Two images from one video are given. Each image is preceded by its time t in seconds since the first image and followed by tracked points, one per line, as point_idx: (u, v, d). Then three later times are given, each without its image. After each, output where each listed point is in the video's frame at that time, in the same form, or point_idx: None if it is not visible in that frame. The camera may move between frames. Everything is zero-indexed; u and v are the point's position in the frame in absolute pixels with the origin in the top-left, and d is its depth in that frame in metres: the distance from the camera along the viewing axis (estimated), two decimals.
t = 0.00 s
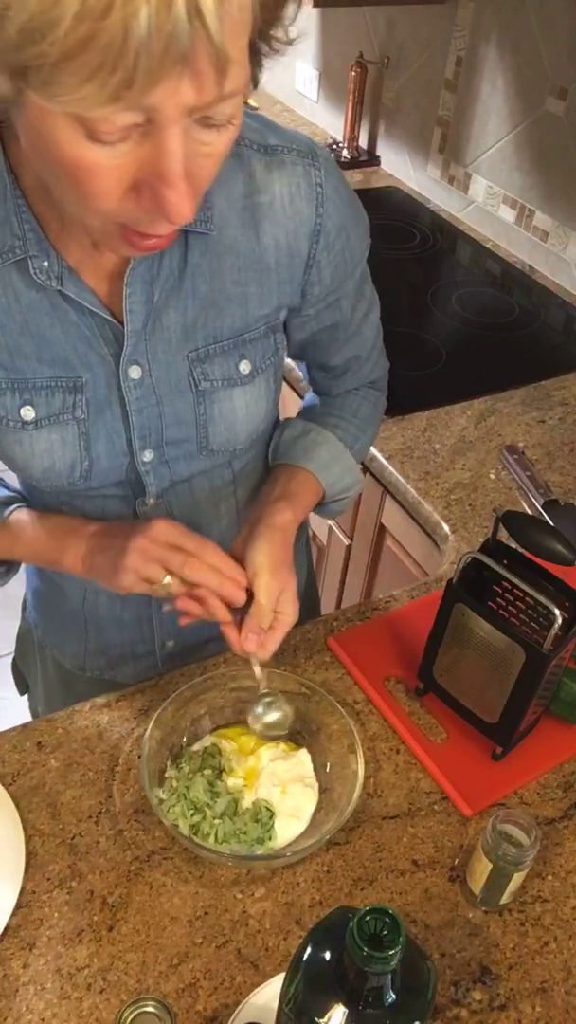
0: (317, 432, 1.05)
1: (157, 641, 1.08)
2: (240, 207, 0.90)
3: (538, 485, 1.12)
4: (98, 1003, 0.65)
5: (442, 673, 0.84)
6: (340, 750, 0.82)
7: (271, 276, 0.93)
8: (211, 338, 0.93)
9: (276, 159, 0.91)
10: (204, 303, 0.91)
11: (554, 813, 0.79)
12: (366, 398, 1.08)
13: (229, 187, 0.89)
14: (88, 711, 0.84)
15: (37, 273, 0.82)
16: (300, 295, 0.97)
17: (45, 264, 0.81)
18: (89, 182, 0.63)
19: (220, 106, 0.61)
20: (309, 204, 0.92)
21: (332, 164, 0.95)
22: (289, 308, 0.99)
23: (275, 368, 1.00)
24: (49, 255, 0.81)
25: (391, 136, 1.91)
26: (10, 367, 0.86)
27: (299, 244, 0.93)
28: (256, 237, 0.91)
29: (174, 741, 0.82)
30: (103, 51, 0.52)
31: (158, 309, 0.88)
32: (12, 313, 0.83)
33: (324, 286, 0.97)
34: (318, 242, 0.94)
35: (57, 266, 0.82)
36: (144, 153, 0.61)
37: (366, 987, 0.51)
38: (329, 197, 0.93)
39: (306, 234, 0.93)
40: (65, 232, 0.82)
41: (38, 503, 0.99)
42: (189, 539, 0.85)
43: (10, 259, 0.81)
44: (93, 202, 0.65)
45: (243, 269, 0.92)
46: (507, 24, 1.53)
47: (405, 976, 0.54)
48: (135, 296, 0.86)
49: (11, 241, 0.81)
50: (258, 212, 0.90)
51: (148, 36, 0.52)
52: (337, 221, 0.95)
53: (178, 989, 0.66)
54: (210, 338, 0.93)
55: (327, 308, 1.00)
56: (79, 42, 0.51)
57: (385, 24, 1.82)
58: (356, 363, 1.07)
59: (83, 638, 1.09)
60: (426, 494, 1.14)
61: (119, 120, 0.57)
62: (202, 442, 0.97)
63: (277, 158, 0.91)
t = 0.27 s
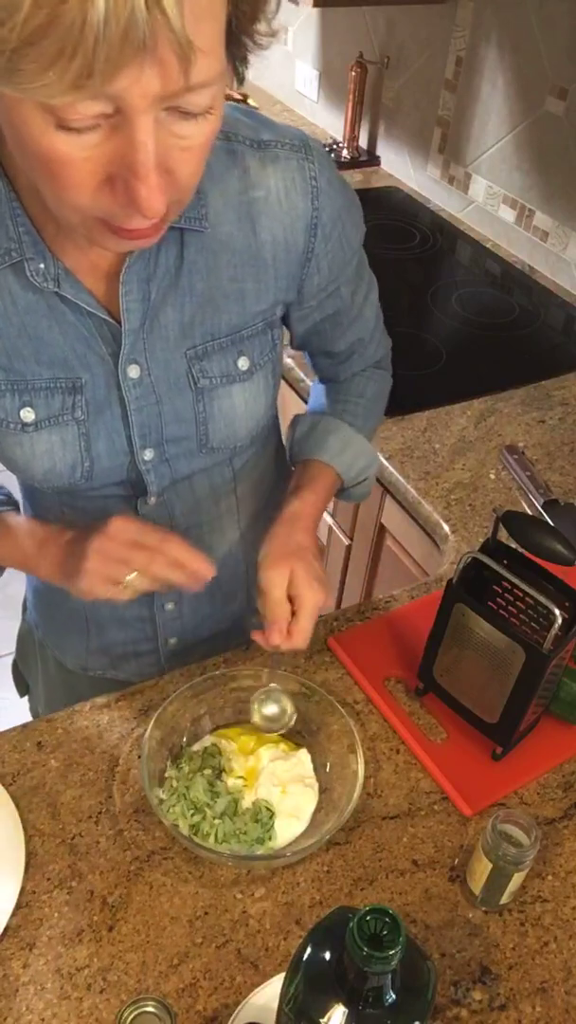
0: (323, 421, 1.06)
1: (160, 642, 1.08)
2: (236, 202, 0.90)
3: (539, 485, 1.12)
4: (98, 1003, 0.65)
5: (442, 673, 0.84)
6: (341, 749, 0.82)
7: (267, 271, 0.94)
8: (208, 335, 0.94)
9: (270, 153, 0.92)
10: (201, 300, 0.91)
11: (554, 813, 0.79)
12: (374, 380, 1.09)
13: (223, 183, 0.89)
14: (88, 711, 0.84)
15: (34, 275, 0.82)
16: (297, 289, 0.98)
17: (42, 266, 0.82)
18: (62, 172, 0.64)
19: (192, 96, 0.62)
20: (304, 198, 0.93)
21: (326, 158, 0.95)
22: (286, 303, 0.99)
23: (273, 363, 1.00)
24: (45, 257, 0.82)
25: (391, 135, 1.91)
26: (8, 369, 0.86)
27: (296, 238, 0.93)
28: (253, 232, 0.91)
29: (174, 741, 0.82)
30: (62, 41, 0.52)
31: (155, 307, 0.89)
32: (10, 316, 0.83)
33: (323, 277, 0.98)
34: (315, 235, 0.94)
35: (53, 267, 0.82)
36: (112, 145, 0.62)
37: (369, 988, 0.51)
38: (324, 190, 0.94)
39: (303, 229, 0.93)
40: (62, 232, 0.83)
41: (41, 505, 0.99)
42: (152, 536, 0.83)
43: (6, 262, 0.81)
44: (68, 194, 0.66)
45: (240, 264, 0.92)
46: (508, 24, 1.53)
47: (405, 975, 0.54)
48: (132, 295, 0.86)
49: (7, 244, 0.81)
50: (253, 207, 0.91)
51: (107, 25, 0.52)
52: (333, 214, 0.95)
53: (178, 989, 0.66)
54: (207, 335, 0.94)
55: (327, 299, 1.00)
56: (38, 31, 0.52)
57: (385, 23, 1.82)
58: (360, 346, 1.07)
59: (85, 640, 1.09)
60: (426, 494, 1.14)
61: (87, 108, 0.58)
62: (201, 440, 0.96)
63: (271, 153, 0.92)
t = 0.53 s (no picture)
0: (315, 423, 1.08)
1: (170, 641, 1.10)
2: (231, 196, 0.91)
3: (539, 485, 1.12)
4: (98, 1003, 0.65)
5: (442, 673, 0.84)
6: (341, 748, 0.83)
7: (266, 264, 0.94)
8: (211, 330, 0.94)
9: (262, 147, 0.93)
10: (202, 295, 0.92)
11: (554, 813, 0.79)
12: (360, 370, 1.11)
13: (218, 177, 0.90)
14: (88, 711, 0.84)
15: (34, 279, 0.82)
16: (294, 282, 0.98)
17: (42, 269, 0.81)
18: (56, 163, 0.64)
19: (185, 81, 0.62)
20: (299, 190, 0.94)
21: (316, 151, 0.97)
22: (283, 296, 0.99)
23: (274, 357, 1.01)
24: (44, 259, 0.81)
25: (391, 135, 1.91)
26: (11, 374, 0.86)
27: (291, 231, 0.94)
28: (250, 225, 0.92)
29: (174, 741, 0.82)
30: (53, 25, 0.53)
31: (157, 305, 0.89)
32: (11, 322, 0.83)
33: (318, 269, 0.98)
34: (311, 227, 0.95)
35: (53, 269, 0.82)
36: (110, 131, 0.62)
37: (369, 988, 0.51)
38: (316, 182, 0.95)
39: (298, 221, 0.94)
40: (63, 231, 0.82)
41: (45, 511, 0.99)
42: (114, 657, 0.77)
43: (5, 267, 0.81)
44: (63, 186, 0.66)
45: (239, 259, 0.92)
46: (507, 23, 1.53)
47: (405, 975, 0.54)
48: (133, 293, 0.86)
49: (6, 248, 0.81)
50: (249, 201, 0.92)
51: (97, 8, 0.53)
52: (327, 205, 0.96)
53: (178, 989, 0.66)
54: (210, 330, 0.94)
55: (321, 292, 1.01)
56: (28, 16, 0.52)
57: (385, 24, 1.82)
58: (349, 338, 1.09)
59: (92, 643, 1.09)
60: (426, 495, 1.14)
61: (80, 96, 0.59)
62: (208, 436, 0.96)
63: (262, 147, 0.93)
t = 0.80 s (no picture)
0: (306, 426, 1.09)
1: (181, 645, 1.10)
2: (230, 192, 0.91)
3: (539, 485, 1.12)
4: (98, 1003, 0.65)
5: (442, 673, 0.84)
6: (341, 747, 0.82)
7: (266, 259, 0.95)
8: (217, 327, 0.94)
9: (256, 142, 0.93)
10: (206, 293, 0.92)
11: (554, 813, 0.79)
12: (345, 372, 1.11)
13: (216, 173, 0.91)
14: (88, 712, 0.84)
15: (41, 285, 0.81)
16: (291, 276, 0.99)
17: (48, 275, 0.81)
18: (50, 163, 0.64)
19: (180, 79, 0.62)
20: (295, 184, 0.94)
21: (308, 145, 0.97)
22: (282, 291, 1.00)
23: (277, 351, 1.01)
24: (50, 265, 0.81)
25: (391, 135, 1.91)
26: (22, 385, 0.85)
27: (289, 225, 0.95)
28: (249, 220, 0.92)
29: (174, 741, 0.82)
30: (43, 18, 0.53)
31: (162, 304, 0.89)
32: (18, 331, 0.82)
33: (314, 263, 0.99)
34: (307, 220, 0.96)
35: (59, 275, 0.81)
36: (105, 131, 0.62)
37: (370, 988, 0.51)
38: (311, 175, 0.96)
39: (296, 214, 0.95)
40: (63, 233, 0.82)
41: (51, 527, 0.97)
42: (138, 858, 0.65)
43: (11, 274, 0.80)
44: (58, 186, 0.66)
45: (240, 255, 0.93)
46: (507, 23, 1.53)
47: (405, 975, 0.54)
48: (139, 294, 0.86)
49: (10, 256, 0.80)
50: (247, 196, 0.92)
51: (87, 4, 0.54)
52: (322, 198, 0.97)
53: (178, 989, 0.66)
54: (216, 327, 0.94)
55: (314, 288, 1.02)
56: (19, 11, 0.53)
57: (385, 24, 1.82)
58: (336, 340, 1.09)
59: (101, 652, 1.08)
60: (426, 494, 1.14)
61: (74, 95, 0.58)
62: (219, 434, 0.96)
63: (256, 142, 0.93)
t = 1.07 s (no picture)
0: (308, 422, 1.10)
1: (187, 651, 1.09)
2: (232, 197, 0.91)
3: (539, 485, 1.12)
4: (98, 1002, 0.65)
5: (442, 673, 0.84)
6: (341, 748, 0.82)
7: (269, 263, 0.95)
8: (223, 335, 0.94)
9: (256, 146, 0.94)
10: (211, 300, 0.92)
11: (554, 813, 0.79)
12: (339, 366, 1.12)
13: (217, 178, 0.91)
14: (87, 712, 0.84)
15: (48, 300, 0.81)
16: (292, 279, 0.99)
17: (54, 290, 0.81)
18: (45, 174, 0.64)
19: (177, 88, 0.62)
20: (296, 187, 0.95)
21: (305, 148, 0.98)
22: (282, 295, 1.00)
23: (280, 356, 1.01)
24: (56, 280, 0.81)
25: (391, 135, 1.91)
26: (32, 402, 0.84)
27: (291, 229, 0.95)
28: (251, 225, 0.93)
29: (173, 741, 0.82)
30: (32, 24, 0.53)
31: (167, 314, 0.89)
32: (25, 348, 0.82)
33: (313, 264, 1.00)
34: (308, 224, 0.97)
35: (66, 290, 0.81)
36: (99, 143, 0.62)
37: (370, 988, 0.51)
38: (310, 178, 0.96)
39: (296, 218, 0.95)
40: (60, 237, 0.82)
41: (55, 539, 0.97)
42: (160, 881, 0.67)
43: (17, 291, 0.80)
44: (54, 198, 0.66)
45: (243, 260, 0.93)
46: (507, 24, 1.53)
47: (405, 973, 0.54)
48: (144, 306, 0.86)
49: (16, 273, 0.80)
50: (248, 200, 0.92)
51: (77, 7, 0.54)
52: (321, 201, 0.98)
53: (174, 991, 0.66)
54: (222, 335, 0.94)
55: (312, 288, 1.03)
56: (7, 16, 0.53)
57: (385, 23, 1.82)
58: (332, 336, 1.10)
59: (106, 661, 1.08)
60: (426, 495, 1.14)
61: (65, 102, 0.58)
62: (226, 441, 0.96)
63: (256, 146, 0.94)
